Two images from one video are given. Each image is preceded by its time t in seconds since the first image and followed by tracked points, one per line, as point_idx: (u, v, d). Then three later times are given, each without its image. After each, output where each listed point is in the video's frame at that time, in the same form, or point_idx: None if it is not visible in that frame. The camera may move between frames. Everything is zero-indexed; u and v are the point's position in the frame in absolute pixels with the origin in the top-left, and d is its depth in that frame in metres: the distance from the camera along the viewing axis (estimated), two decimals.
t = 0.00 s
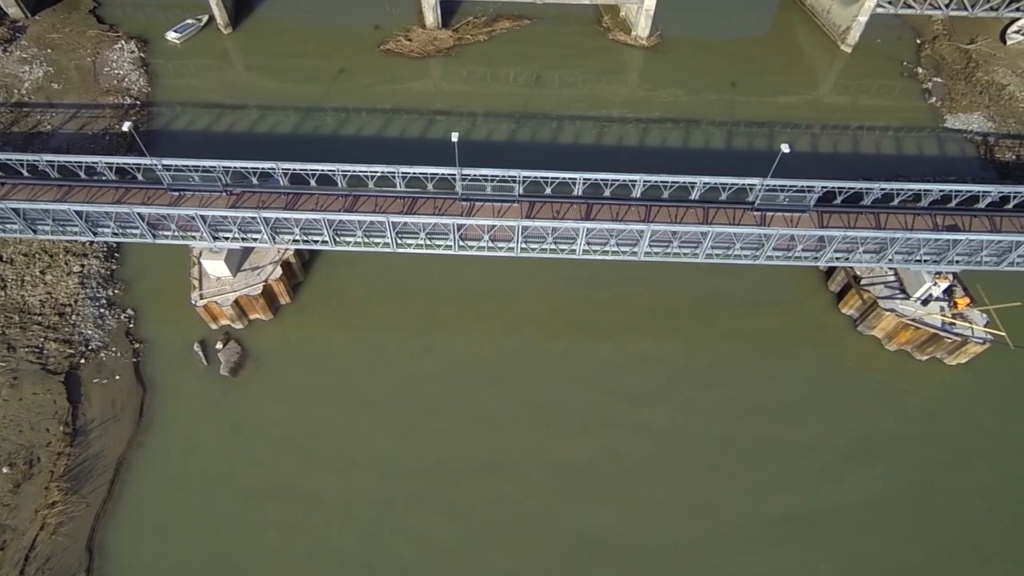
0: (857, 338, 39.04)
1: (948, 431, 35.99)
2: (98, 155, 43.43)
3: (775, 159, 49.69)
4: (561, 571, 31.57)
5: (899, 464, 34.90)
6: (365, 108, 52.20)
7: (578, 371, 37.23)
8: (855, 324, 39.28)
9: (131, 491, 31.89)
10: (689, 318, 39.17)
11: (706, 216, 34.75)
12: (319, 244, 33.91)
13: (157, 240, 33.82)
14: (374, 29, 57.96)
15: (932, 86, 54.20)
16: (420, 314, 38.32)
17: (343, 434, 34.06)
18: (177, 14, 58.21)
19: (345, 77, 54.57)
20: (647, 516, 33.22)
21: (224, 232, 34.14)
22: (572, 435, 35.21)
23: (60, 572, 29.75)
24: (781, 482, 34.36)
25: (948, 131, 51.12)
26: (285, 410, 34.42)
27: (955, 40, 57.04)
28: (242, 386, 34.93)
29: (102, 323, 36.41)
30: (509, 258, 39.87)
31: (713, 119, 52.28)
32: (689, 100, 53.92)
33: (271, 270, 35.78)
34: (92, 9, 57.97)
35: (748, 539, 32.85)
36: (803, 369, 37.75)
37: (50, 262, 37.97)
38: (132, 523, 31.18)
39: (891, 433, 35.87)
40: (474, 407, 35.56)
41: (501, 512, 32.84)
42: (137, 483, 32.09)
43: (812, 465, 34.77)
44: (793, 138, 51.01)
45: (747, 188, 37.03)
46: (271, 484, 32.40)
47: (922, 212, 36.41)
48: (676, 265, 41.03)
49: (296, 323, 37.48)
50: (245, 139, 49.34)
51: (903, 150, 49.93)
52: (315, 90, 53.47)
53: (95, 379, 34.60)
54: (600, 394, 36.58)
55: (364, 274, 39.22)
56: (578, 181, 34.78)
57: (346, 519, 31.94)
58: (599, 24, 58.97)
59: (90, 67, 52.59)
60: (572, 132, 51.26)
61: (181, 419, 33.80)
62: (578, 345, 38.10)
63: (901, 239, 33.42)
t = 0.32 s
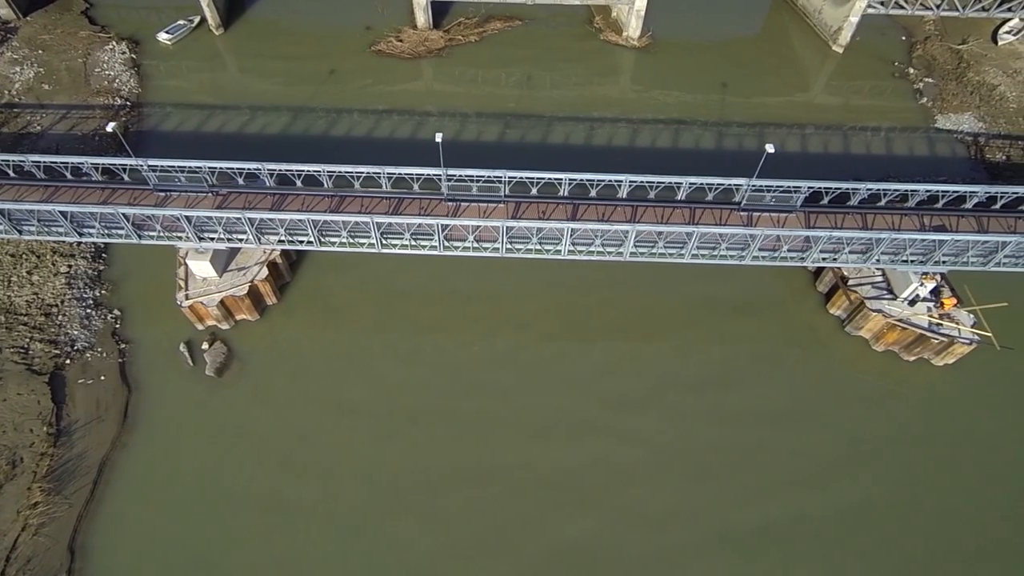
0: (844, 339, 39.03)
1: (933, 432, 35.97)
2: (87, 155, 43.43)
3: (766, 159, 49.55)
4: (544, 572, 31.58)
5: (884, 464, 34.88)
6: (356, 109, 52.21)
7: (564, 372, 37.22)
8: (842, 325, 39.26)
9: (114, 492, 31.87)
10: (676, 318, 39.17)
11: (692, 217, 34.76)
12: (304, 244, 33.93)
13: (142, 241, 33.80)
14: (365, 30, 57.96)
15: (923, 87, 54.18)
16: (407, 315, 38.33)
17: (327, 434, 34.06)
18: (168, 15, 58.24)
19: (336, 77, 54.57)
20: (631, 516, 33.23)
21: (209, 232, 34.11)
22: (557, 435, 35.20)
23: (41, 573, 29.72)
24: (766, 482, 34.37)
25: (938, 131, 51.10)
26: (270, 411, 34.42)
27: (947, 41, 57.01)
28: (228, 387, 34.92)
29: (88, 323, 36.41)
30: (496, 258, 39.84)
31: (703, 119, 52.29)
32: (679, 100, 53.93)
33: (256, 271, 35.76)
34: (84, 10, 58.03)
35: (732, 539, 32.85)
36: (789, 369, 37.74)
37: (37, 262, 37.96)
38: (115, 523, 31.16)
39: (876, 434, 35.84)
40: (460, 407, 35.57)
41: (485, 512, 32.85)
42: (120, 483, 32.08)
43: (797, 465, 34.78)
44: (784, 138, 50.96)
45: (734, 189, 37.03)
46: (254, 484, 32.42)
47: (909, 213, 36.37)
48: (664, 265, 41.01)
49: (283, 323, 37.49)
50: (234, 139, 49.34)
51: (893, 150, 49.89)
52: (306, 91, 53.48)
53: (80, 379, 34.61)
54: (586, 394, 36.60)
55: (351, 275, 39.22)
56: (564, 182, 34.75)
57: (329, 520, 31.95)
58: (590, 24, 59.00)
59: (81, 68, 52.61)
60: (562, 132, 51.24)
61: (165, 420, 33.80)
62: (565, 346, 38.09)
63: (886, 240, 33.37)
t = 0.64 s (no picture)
0: (831, 339, 39.03)
1: (919, 433, 35.95)
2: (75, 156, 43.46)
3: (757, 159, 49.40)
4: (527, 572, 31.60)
5: (869, 464, 34.88)
6: (346, 109, 52.21)
7: (551, 373, 37.21)
8: (830, 325, 39.24)
9: (96, 493, 31.84)
10: (663, 319, 39.19)
11: (678, 217, 34.75)
12: (289, 244, 33.91)
13: (128, 241, 33.75)
14: (357, 30, 57.95)
15: (915, 88, 54.16)
16: (393, 315, 38.33)
17: (312, 435, 34.05)
18: (160, 16, 58.26)
19: (327, 78, 54.55)
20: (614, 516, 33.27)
21: (195, 233, 34.08)
22: (543, 435, 35.19)
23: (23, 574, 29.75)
24: (751, 482, 34.37)
25: (929, 132, 51.07)
26: (255, 412, 34.42)
27: (939, 41, 56.98)
28: (213, 387, 34.90)
29: (74, 324, 36.42)
30: (483, 258, 39.84)
31: (694, 119, 52.29)
32: (671, 101, 53.91)
33: (242, 271, 35.74)
34: (76, 11, 58.05)
35: (716, 540, 32.87)
36: (775, 369, 37.75)
37: (23, 262, 37.98)
38: (98, 523, 31.16)
39: (862, 434, 35.82)
40: (445, 408, 35.57)
41: (469, 513, 32.85)
42: (103, 484, 32.06)
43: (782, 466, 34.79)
44: (775, 139, 50.91)
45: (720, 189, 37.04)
46: (238, 484, 32.44)
47: (896, 213, 36.37)
48: (651, 266, 41.02)
49: (269, 324, 37.49)
50: (224, 140, 49.32)
51: (884, 151, 49.87)
52: (296, 91, 53.49)
53: (65, 380, 34.63)
54: (572, 395, 36.59)
55: (338, 275, 39.19)
56: (549, 183, 34.74)
57: (312, 520, 31.94)
58: (582, 25, 59.06)
59: (72, 68, 52.65)
60: (551, 133, 51.23)
61: (150, 420, 33.80)
62: (552, 346, 38.07)
63: (872, 240, 33.35)
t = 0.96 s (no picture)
0: (817, 339, 39.02)
1: (904, 433, 35.95)
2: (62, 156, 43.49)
3: (747, 158, 49.33)
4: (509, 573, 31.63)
5: (853, 465, 34.89)
6: (336, 110, 52.22)
7: (536, 373, 37.21)
8: (817, 325, 39.19)
9: (78, 493, 31.86)
10: (649, 320, 39.20)
11: (664, 217, 34.73)
12: (274, 245, 33.89)
13: (112, 242, 33.65)
14: (348, 31, 57.94)
15: (905, 88, 54.17)
16: (380, 316, 38.33)
17: (296, 435, 34.08)
18: (152, 17, 58.27)
19: (317, 78, 54.55)
20: (597, 516, 33.32)
21: (180, 233, 34.03)
22: (527, 436, 35.19)
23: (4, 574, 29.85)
24: (734, 482, 34.39)
25: (919, 132, 51.05)
26: (240, 412, 34.43)
27: (930, 42, 56.99)
28: (197, 388, 34.91)
29: (60, 324, 36.43)
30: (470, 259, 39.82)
31: (684, 120, 52.30)
32: (661, 102, 53.92)
33: (228, 272, 35.73)
34: (68, 11, 58.04)
35: (699, 540, 32.87)
36: (761, 370, 37.74)
37: (10, 262, 38.01)
38: (80, 524, 31.18)
39: (847, 435, 35.81)
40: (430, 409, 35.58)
41: (452, 514, 32.87)
42: (85, 485, 32.06)
43: (765, 467, 34.82)
44: (765, 139, 50.88)
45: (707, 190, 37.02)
46: (221, 484, 32.47)
47: (882, 214, 36.33)
48: (638, 266, 41.03)
49: (255, 324, 37.51)
50: (213, 140, 49.32)
51: (873, 151, 49.87)
52: (286, 92, 53.49)
53: (49, 380, 34.66)
54: (557, 396, 36.59)
55: (325, 276, 39.18)
56: (534, 183, 34.76)
57: (294, 520, 32.00)
58: (574, 25, 59.06)
59: (62, 69, 52.66)
60: (541, 133, 51.20)
61: (133, 420, 33.80)
62: (538, 347, 38.06)
63: (857, 241, 33.30)
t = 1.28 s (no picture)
0: (801, 340, 38.94)
1: (888, 433, 35.88)
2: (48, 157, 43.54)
3: (734, 159, 49.25)
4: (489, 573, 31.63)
5: (835, 465, 34.87)
6: (324, 110, 52.23)
7: (519, 374, 37.21)
8: (802, 326, 39.13)
9: (58, 494, 31.94)
10: (633, 320, 39.21)
11: (647, 218, 34.69)
12: (256, 246, 33.91)
13: (95, 242, 33.53)
14: (337, 32, 57.96)
15: (894, 88, 54.08)
16: (363, 317, 38.36)
17: (277, 435, 34.14)
18: (142, 18, 58.34)
19: (306, 80, 54.58)
20: (577, 517, 33.32)
21: (162, 234, 34.00)
22: (508, 436, 35.20)
23: None
24: (715, 483, 34.37)
25: (909, 133, 50.94)
26: (222, 413, 34.51)
27: (920, 42, 56.90)
28: (180, 388, 35.01)
29: (43, 325, 36.51)
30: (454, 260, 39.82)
31: (672, 120, 52.29)
32: (650, 102, 53.87)
33: (211, 272, 35.77)
34: (58, 13, 58.14)
35: (679, 540, 32.86)
36: (744, 371, 37.71)
37: None
38: (59, 524, 31.26)
39: (830, 435, 35.77)
40: (412, 409, 35.64)
41: (432, 514, 32.90)
42: (66, 485, 32.15)
43: (747, 467, 34.81)
44: (752, 139, 50.82)
45: (691, 190, 36.98)
46: (202, 485, 32.55)
47: (867, 214, 36.22)
48: (623, 267, 41.06)
49: (239, 325, 37.55)
50: (200, 141, 49.32)
51: (862, 151, 49.77)
52: (275, 93, 53.53)
53: (31, 380, 34.79)
54: (539, 396, 36.59)
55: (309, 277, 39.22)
56: (516, 184, 34.81)
57: (274, 520, 32.04)
58: (564, 26, 59.07)
59: (51, 70, 52.75)
60: (529, 134, 51.17)
61: (115, 421, 33.91)
62: (521, 348, 38.05)
63: (841, 241, 33.19)
